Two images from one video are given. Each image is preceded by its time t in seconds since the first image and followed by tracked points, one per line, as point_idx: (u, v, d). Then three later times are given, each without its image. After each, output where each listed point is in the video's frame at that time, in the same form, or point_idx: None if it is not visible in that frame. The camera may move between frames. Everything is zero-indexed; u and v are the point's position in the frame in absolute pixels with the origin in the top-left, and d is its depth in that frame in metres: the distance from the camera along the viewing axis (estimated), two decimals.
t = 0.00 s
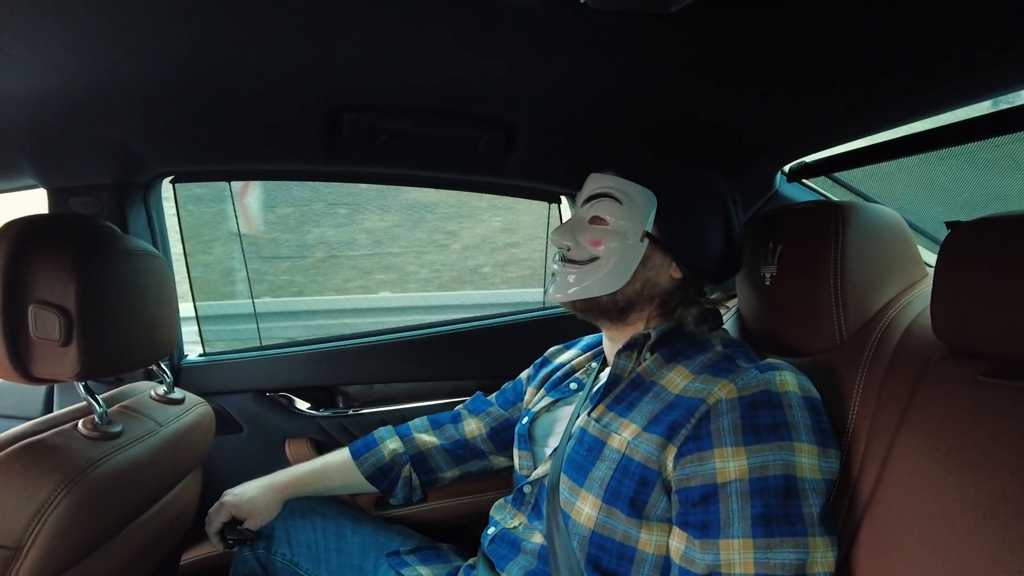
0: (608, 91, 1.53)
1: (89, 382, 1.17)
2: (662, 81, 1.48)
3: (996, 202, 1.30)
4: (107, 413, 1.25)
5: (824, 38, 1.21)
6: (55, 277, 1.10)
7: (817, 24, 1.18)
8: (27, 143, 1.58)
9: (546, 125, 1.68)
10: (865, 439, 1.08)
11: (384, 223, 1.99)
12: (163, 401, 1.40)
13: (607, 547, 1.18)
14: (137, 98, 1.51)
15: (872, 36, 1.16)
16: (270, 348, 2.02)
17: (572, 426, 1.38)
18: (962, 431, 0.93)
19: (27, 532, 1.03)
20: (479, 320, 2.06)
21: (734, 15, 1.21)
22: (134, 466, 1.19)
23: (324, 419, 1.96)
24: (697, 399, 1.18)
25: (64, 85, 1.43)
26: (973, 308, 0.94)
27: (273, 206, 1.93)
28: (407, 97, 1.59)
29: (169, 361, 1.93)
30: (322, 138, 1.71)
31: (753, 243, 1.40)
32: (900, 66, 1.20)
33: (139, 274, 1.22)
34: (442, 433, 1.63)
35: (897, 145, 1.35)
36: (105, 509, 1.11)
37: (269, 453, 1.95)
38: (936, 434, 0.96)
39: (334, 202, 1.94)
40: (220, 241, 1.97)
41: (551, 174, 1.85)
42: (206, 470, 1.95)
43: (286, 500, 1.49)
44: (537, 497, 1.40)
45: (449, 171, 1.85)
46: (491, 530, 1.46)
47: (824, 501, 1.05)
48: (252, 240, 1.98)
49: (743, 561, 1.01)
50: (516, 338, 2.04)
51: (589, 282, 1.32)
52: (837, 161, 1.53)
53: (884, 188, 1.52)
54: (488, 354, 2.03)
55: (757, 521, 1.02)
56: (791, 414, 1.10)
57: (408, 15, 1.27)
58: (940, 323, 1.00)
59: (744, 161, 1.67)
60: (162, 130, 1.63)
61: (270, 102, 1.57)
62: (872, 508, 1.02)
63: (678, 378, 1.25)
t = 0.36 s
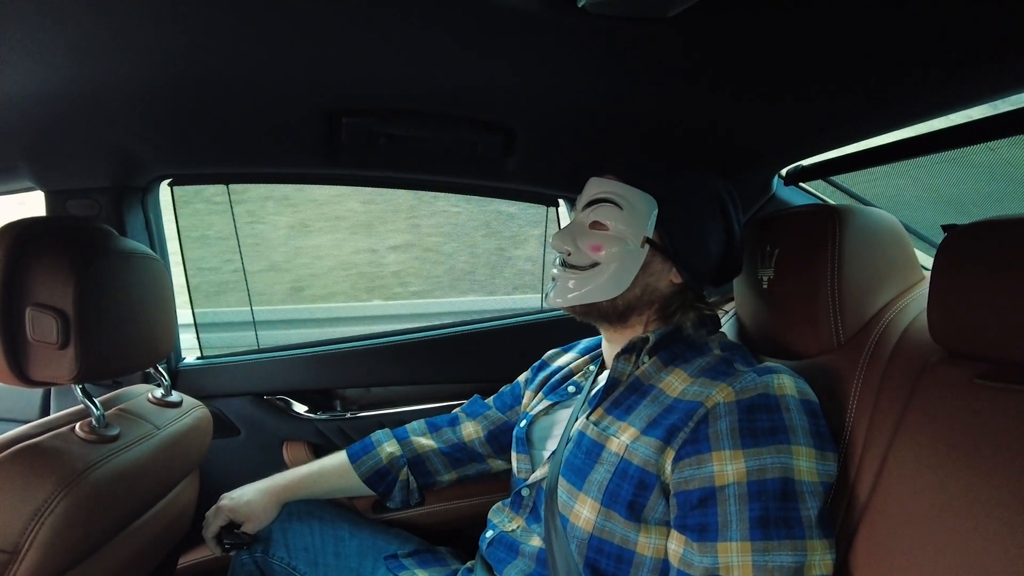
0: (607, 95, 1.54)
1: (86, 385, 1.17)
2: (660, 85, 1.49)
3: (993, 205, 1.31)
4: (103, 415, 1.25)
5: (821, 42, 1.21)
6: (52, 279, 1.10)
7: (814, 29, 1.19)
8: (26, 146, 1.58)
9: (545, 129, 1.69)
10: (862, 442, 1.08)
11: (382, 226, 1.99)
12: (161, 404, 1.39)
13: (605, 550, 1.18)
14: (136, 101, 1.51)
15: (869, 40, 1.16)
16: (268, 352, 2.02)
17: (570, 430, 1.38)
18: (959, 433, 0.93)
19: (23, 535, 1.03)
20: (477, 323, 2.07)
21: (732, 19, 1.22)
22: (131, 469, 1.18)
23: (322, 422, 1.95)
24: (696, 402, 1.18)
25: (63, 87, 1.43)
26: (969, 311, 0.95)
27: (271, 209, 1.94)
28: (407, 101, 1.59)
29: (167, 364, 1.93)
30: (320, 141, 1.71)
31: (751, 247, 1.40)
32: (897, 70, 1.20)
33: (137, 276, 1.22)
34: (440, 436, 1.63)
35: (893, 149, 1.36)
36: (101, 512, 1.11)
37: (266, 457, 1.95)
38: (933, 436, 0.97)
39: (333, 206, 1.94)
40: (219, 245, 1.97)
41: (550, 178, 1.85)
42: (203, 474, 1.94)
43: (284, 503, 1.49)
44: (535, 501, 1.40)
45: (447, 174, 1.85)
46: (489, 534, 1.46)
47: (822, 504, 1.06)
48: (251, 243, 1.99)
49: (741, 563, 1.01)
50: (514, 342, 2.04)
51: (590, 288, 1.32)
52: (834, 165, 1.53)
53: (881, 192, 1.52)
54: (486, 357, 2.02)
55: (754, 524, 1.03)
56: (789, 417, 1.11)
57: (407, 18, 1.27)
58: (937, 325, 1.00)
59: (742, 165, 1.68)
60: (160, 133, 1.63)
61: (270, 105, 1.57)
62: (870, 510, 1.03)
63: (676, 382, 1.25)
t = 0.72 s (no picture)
0: (606, 98, 1.54)
1: (84, 388, 1.17)
2: (660, 89, 1.49)
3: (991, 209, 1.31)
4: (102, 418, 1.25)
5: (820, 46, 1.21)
6: (51, 282, 1.10)
7: (814, 33, 1.19)
8: (25, 147, 1.58)
9: (544, 132, 1.69)
10: (861, 446, 1.08)
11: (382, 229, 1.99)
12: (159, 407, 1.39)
13: (604, 554, 1.18)
14: (136, 103, 1.51)
15: (868, 44, 1.17)
16: (266, 355, 2.01)
17: (570, 434, 1.38)
18: (958, 437, 0.93)
19: (21, 538, 1.03)
20: (477, 326, 2.07)
21: (730, 24, 1.22)
22: (129, 472, 1.18)
23: (321, 425, 1.95)
24: (695, 406, 1.18)
25: (62, 89, 1.43)
26: (968, 315, 0.95)
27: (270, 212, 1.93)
28: (406, 104, 1.59)
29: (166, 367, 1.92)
30: (320, 144, 1.71)
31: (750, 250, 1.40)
32: (896, 74, 1.21)
33: (136, 279, 1.22)
34: (439, 440, 1.62)
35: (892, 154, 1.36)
36: (98, 515, 1.10)
37: (264, 460, 1.94)
38: (932, 440, 0.96)
39: (332, 209, 1.94)
40: (218, 248, 1.97)
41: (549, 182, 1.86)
42: (202, 477, 1.94)
43: (281, 507, 1.49)
44: (534, 505, 1.40)
45: (445, 178, 1.85)
46: (487, 538, 1.46)
47: (821, 508, 1.05)
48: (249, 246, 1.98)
49: (740, 567, 1.01)
50: (513, 345, 2.03)
51: (588, 297, 1.32)
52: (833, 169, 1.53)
53: (880, 195, 1.53)
54: (485, 361, 2.02)
55: (754, 529, 1.02)
56: (788, 421, 1.11)
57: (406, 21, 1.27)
58: (936, 328, 1.00)
59: (741, 170, 1.68)
60: (160, 135, 1.63)
61: (269, 108, 1.58)
62: (869, 515, 1.02)
63: (676, 386, 1.25)
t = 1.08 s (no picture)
0: (605, 102, 1.54)
1: (82, 389, 1.16)
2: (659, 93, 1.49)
3: (990, 212, 1.31)
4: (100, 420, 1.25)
5: (819, 49, 1.22)
6: (49, 283, 1.09)
7: (813, 37, 1.20)
8: (25, 149, 1.58)
9: (544, 136, 1.69)
10: (860, 449, 1.08)
11: (382, 231, 2.00)
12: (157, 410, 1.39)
13: (602, 558, 1.17)
14: (135, 105, 1.51)
15: (866, 49, 1.17)
16: (264, 357, 2.01)
17: (569, 436, 1.38)
18: (956, 441, 0.93)
19: (18, 540, 1.02)
20: (476, 328, 2.07)
21: (730, 29, 1.23)
22: (126, 475, 1.18)
23: (319, 428, 1.95)
24: (693, 409, 1.18)
25: (62, 91, 1.43)
26: (965, 319, 0.95)
27: (270, 213, 1.95)
28: (407, 107, 1.60)
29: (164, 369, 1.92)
30: (320, 146, 1.71)
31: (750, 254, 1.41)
32: (895, 78, 1.21)
33: (134, 280, 1.22)
34: (437, 444, 1.62)
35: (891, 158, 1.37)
36: (96, 517, 1.10)
37: (262, 463, 1.94)
38: (930, 444, 0.96)
39: (331, 212, 1.95)
40: (218, 249, 1.98)
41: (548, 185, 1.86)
42: (199, 479, 1.94)
43: (276, 510, 1.49)
44: (532, 508, 1.40)
45: (444, 181, 1.85)
46: (486, 541, 1.45)
47: (820, 511, 1.05)
48: (249, 245, 2.00)
49: (738, 570, 1.01)
50: (512, 348, 2.03)
51: (585, 298, 1.32)
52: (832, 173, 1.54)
53: (879, 199, 1.53)
54: (484, 364, 2.02)
55: (752, 532, 1.02)
56: (786, 424, 1.11)
57: (407, 24, 1.28)
58: (933, 331, 1.00)
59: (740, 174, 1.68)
60: (159, 138, 1.63)
61: (269, 111, 1.58)
62: (867, 519, 1.02)
63: (675, 389, 1.25)
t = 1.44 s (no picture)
0: (602, 105, 1.55)
1: (79, 391, 1.16)
2: (656, 97, 1.50)
3: (987, 214, 1.32)
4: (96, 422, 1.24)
5: (815, 54, 1.23)
6: (47, 285, 1.09)
7: (809, 42, 1.20)
8: (24, 151, 1.58)
9: (541, 139, 1.70)
10: (858, 451, 1.08)
11: (380, 235, 2.00)
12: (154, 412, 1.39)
13: (600, 561, 1.17)
14: (134, 108, 1.52)
15: (861, 53, 1.18)
16: (262, 359, 2.02)
17: (566, 439, 1.39)
18: (953, 444, 0.93)
19: (15, 542, 1.02)
20: (474, 331, 2.07)
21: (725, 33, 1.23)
22: (123, 477, 1.18)
23: (316, 430, 1.94)
24: (691, 412, 1.18)
25: (61, 93, 1.43)
26: (961, 322, 0.95)
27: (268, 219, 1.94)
28: (405, 110, 1.60)
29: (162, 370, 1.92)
30: (318, 149, 1.71)
31: (747, 257, 1.41)
32: (890, 83, 1.22)
33: (131, 283, 1.21)
34: (435, 446, 1.62)
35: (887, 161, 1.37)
36: (93, 520, 1.10)
37: (259, 466, 1.94)
38: (927, 447, 0.96)
39: (330, 215, 1.94)
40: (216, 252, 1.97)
41: (546, 189, 1.86)
42: (196, 482, 1.93)
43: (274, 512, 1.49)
44: (530, 510, 1.40)
45: (442, 184, 1.86)
46: (483, 544, 1.45)
47: (817, 514, 1.05)
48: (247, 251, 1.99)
49: (736, 573, 1.01)
50: (510, 351, 2.04)
51: (574, 293, 1.34)
52: (828, 177, 1.54)
53: (876, 202, 1.53)
54: (482, 367, 2.02)
55: (750, 534, 1.02)
56: (784, 427, 1.11)
57: (405, 28, 1.28)
58: (930, 334, 1.00)
59: (736, 177, 1.69)
60: (158, 140, 1.64)
61: (268, 114, 1.58)
62: (865, 522, 1.02)
63: (672, 392, 1.25)
